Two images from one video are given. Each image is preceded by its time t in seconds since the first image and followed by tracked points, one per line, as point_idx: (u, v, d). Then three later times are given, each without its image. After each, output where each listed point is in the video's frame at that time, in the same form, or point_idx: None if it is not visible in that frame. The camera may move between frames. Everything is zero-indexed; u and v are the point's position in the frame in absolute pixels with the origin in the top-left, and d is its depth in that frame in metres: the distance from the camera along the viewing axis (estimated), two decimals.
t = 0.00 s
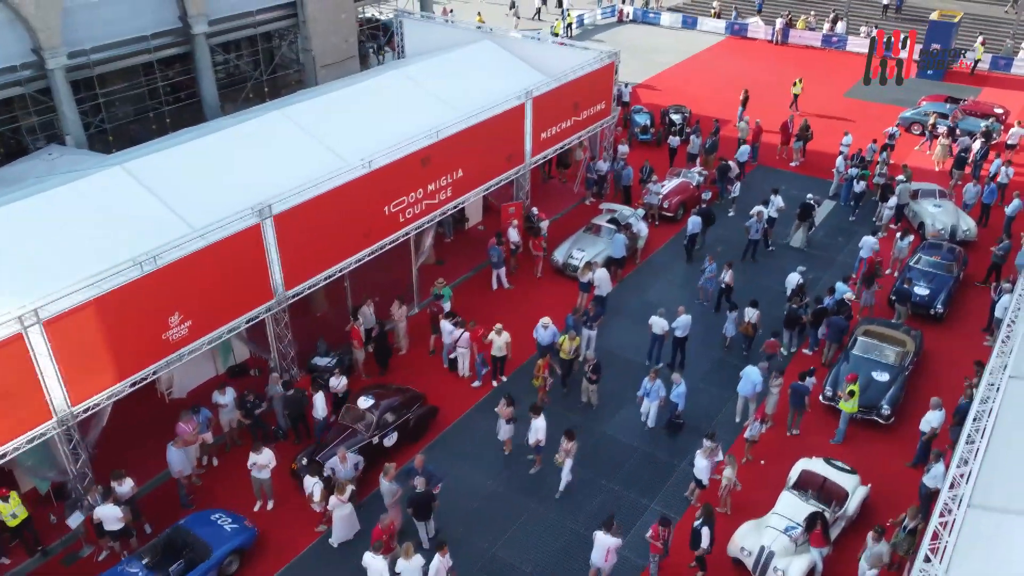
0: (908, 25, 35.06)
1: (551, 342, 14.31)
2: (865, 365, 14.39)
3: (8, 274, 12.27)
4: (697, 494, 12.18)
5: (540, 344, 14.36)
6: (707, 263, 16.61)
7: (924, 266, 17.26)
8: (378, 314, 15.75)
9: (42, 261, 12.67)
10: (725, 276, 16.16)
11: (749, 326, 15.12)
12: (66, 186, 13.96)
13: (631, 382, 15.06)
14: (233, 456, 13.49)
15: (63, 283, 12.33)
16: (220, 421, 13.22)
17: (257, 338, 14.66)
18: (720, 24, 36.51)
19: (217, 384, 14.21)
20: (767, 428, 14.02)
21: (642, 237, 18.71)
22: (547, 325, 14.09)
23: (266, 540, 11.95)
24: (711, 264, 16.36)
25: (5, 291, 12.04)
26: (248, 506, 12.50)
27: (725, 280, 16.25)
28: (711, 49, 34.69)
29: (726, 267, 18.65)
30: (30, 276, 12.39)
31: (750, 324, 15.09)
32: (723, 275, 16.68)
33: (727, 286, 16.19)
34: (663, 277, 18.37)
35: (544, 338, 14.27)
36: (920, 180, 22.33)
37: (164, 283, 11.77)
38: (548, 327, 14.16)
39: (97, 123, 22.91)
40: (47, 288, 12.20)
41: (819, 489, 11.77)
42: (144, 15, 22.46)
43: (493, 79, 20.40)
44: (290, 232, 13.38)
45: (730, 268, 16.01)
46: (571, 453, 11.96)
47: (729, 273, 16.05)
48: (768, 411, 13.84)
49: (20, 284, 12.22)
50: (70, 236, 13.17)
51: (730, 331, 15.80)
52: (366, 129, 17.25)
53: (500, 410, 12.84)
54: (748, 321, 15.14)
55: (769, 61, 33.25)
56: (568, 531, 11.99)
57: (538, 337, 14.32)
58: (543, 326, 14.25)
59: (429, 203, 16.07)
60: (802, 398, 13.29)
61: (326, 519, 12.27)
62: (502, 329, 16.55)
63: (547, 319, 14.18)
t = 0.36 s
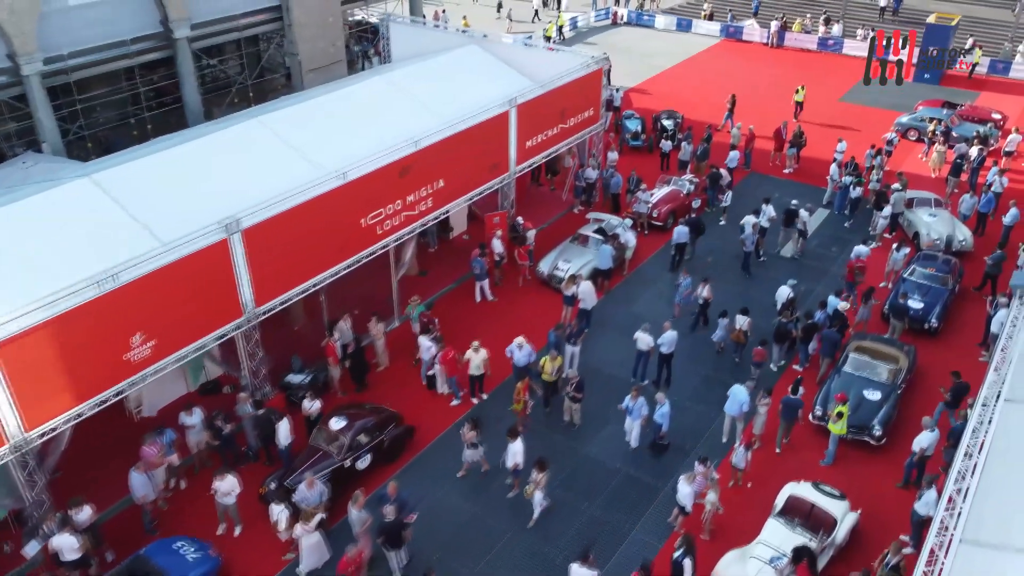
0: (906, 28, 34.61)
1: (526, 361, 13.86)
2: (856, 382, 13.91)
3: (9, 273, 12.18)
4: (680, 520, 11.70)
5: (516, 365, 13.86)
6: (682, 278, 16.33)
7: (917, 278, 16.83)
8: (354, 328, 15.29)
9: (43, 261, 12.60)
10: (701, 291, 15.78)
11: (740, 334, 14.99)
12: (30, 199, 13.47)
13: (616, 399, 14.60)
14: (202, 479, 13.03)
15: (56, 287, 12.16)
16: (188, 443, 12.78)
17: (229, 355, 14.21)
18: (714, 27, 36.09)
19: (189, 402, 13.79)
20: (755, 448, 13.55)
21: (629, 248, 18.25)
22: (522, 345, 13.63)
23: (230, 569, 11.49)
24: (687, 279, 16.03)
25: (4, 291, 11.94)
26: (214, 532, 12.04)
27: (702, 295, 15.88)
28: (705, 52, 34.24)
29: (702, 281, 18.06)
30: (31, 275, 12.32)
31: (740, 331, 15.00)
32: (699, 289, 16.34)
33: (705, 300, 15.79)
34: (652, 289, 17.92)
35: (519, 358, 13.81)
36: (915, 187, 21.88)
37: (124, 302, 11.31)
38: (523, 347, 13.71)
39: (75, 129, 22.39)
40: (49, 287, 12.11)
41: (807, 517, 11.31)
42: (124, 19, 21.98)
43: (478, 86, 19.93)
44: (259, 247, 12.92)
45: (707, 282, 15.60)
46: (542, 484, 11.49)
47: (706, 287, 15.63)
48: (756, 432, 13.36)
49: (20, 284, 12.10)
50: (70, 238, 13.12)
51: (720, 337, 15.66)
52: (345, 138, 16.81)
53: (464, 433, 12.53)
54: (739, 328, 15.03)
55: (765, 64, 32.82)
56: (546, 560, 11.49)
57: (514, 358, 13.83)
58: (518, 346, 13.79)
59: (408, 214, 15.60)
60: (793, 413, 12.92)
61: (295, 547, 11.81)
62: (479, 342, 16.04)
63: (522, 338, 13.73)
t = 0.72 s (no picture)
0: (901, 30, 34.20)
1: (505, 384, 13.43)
2: (844, 401, 13.48)
3: (9, 274, 12.11)
4: (659, 546, 11.27)
5: (495, 389, 13.42)
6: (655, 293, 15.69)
7: (909, 290, 16.39)
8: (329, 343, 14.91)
9: (44, 261, 12.56)
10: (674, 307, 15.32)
11: (728, 342, 14.83)
12: None
13: (597, 417, 14.18)
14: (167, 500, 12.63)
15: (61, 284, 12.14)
16: (152, 464, 12.37)
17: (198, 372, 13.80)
18: (708, 29, 35.69)
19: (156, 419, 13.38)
20: (739, 468, 13.12)
21: (615, 258, 17.88)
22: (499, 367, 13.22)
23: None
24: (660, 295, 15.55)
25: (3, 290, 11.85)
26: (176, 558, 11.62)
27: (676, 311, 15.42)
28: (699, 55, 33.82)
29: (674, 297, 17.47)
30: (33, 275, 12.26)
31: (729, 338, 14.84)
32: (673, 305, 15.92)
33: (678, 317, 15.40)
34: (638, 299, 17.50)
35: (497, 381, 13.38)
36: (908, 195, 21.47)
37: (81, 321, 10.89)
38: (501, 369, 13.30)
39: (52, 135, 21.93)
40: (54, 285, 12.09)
41: (790, 544, 10.89)
42: (102, 22, 21.52)
43: (461, 92, 19.50)
44: (226, 261, 12.50)
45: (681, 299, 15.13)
46: (509, 515, 11.03)
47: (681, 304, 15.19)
48: (740, 452, 12.94)
49: (21, 284, 12.04)
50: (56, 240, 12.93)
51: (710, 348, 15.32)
52: (323, 147, 16.41)
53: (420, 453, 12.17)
54: (728, 336, 14.88)
55: (758, 67, 32.41)
56: None
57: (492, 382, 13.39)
58: (495, 366, 13.37)
59: (385, 225, 15.17)
60: (781, 422, 12.69)
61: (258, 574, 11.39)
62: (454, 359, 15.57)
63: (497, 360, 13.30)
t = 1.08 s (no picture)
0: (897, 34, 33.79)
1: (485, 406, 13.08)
2: (831, 420, 13.06)
3: (13, 273, 12.16)
4: (636, 574, 10.86)
5: (474, 413, 13.03)
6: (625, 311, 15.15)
7: (900, 303, 15.97)
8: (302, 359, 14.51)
9: (64, 252, 12.76)
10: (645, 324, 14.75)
11: (718, 348, 14.50)
12: None
13: (577, 435, 13.77)
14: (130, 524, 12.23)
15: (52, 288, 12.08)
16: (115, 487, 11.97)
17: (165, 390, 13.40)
18: (702, 32, 35.29)
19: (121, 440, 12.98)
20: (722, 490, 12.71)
21: (600, 269, 17.50)
22: (478, 390, 12.82)
23: None
24: (632, 312, 15.05)
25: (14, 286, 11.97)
26: None
27: (646, 328, 15.00)
28: (692, 58, 33.43)
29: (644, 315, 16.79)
30: (51, 267, 12.46)
31: (718, 345, 14.53)
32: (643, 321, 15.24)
33: (647, 333, 14.96)
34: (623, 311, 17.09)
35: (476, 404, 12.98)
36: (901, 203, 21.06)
37: (35, 343, 10.49)
38: (481, 393, 12.90)
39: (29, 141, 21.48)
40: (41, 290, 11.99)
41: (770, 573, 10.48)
42: (81, 26, 21.09)
43: (443, 99, 19.08)
44: (190, 278, 12.10)
45: (650, 313, 14.76)
46: (471, 548, 10.55)
47: (648, 320, 14.84)
48: (722, 473, 12.54)
49: (35, 277, 12.20)
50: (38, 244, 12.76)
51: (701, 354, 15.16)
52: (298, 157, 16.00)
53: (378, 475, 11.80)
54: (717, 343, 14.56)
55: (752, 71, 32.00)
56: None
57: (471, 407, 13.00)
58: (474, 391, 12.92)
59: (360, 237, 14.75)
60: (765, 436, 12.43)
61: None
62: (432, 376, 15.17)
63: (476, 383, 12.89)
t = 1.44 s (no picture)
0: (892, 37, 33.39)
1: (461, 434, 12.29)
2: (816, 442, 12.64)
3: None
4: None
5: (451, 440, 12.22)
6: (592, 329, 14.52)
7: (891, 317, 15.54)
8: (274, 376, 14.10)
9: (15, 272, 12.25)
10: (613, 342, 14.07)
11: (704, 358, 14.13)
12: None
13: (556, 456, 13.35)
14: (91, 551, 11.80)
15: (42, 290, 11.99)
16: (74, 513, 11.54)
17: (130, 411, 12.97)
18: (695, 35, 34.89)
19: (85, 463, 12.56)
20: (704, 515, 12.30)
21: (584, 282, 17.08)
22: (456, 418, 12.03)
23: None
24: (598, 332, 14.41)
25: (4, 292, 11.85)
26: None
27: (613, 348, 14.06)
28: (684, 62, 33.04)
29: (611, 335, 16.17)
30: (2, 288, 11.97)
31: (705, 355, 14.13)
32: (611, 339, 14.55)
33: (616, 353, 13.97)
34: (608, 325, 16.63)
35: (451, 432, 12.19)
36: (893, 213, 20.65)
37: None
38: (457, 420, 12.08)
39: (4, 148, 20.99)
40: None
41: None
42: (56, 31, 20.61)
43: (425, 107, 18.65)
44: (152, 296, 11.67)
45: (617, 333, 13.89)
46: None
47: (618, 339, 13.88)
48: (704, 497, 12.12)
49: None
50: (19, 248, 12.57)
51: (687, 361, 14.97)
52: (272, 168, 15.58)
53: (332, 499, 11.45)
54: (704, 353, 14.14)
55: (745, 75, 31.58)
56: None
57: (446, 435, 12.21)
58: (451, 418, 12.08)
59: (334, 251, 14.33)
60: (749, 450, 12.30)
61: None
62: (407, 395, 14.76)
63: (452, 410, 12.08)
